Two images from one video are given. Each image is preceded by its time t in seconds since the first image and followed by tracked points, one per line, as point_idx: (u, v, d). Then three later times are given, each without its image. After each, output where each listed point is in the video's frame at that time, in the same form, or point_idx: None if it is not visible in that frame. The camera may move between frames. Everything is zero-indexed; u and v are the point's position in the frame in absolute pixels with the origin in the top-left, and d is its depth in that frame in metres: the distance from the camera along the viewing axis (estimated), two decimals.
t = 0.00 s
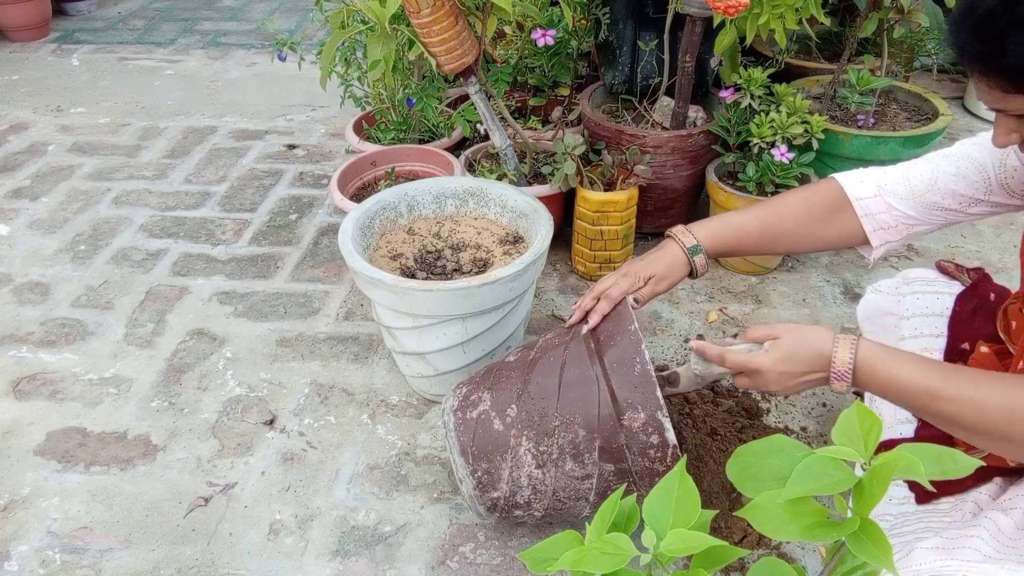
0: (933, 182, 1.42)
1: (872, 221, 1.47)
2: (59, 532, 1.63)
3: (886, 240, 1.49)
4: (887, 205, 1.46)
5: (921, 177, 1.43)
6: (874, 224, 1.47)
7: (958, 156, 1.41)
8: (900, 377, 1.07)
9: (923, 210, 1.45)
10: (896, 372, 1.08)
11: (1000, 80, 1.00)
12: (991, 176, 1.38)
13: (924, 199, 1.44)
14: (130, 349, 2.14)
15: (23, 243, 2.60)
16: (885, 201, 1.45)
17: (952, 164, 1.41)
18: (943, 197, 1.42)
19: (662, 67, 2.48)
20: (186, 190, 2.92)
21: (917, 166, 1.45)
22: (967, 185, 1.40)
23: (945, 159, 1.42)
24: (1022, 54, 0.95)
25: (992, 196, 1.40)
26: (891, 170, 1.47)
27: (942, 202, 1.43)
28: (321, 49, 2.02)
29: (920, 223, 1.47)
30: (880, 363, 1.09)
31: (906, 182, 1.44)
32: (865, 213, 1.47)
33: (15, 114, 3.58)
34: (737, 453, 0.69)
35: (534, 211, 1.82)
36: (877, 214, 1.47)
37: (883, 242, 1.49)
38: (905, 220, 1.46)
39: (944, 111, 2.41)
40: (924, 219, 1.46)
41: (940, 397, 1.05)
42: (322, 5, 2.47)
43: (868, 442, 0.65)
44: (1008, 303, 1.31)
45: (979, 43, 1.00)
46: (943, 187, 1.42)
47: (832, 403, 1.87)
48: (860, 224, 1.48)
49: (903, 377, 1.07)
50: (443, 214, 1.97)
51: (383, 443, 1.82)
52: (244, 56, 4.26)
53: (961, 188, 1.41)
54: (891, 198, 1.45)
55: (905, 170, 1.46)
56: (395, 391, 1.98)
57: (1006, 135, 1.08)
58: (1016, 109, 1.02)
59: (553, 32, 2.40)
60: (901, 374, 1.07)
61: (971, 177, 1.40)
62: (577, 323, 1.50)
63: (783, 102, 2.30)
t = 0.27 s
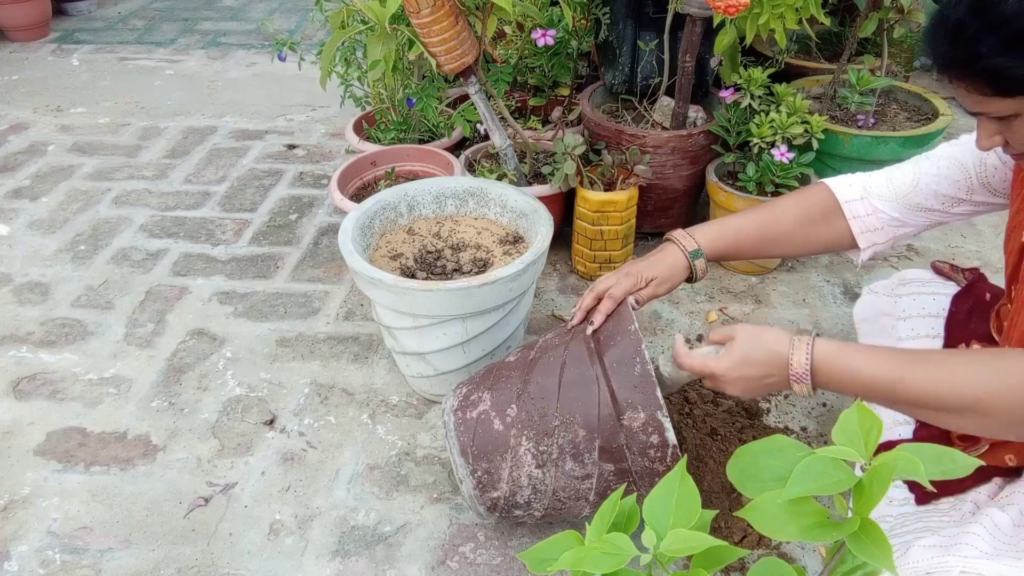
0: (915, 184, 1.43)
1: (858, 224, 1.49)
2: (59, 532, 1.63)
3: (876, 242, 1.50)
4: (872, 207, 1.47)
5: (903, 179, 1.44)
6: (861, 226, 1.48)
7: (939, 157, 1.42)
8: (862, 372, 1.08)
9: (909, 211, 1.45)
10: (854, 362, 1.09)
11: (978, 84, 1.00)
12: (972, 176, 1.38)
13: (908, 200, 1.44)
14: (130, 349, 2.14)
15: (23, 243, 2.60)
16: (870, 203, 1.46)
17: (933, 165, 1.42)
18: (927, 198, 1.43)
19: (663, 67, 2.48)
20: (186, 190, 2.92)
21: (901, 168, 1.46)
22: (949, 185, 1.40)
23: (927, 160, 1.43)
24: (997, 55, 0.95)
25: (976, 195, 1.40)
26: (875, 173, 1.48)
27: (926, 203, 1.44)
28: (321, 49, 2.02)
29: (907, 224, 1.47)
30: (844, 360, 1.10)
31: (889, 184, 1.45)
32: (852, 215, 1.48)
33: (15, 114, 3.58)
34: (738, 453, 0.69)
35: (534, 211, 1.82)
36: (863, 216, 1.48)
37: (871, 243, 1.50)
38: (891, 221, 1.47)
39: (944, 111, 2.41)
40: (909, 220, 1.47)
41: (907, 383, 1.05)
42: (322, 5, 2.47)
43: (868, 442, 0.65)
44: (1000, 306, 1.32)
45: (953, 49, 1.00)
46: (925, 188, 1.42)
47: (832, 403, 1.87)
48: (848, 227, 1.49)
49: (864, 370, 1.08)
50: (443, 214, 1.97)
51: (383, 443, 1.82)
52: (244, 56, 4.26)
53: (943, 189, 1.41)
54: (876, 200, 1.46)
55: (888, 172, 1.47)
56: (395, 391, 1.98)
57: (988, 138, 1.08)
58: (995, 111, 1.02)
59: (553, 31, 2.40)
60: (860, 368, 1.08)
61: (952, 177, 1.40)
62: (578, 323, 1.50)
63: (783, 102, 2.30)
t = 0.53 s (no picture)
0: (931, 187, 1.43)
1: (870, 224, 1.48)
2: (59, 532, 1.63)
3: (883, 244, 1.50)
4: (887, 208, 1.46)
5: (919, 181, 1.44)
6: (873, 227, 1.48)
7: (956, 161, 1.42)
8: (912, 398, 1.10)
9: (923, 214, 1.45)
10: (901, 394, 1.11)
11: (999, 76, 0.99)
12: (990, 179, 1.38)
13: (924, 202, 1.44)
14: (130, 349, 2.14)
15: (23, 243, 2.60)
16: (884, 205, 1.46)
17: (950, 168, 1.42)
18: (943, 201, 1.43)
19: (662, 67, 2.48)
20: (186, 190, 2.92)
21: (915, 170, 1.46)
22: (965, 189, 1.41)
23: (943, 162, 1.44)
24: (1021, 47, 0.95)
25: (992, 200, 1.41)
26: (890, 174, 1.47)
27: (941, 205, 1.44)
28: (321, 49, 2.02)
29: (920, 227, 1.47)
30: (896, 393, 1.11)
31: (905, 185, 1.45)
32: (864, 216, 1.47)
33: (15, 114, 3.58)
34: (738, 454, 0.69)
35: (534, 211, 1.82)
36: (876, 217, 1.47)
37: (882, 244, 1.50)
38: (904, 224, 1.46)
39: (944, 111, 2.41)
40: (922, 223, 1.47)
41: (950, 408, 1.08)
42: (322, 5, 2.47)
43: (868, 443, 0.65)
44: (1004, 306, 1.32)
45: (974, 42, 1.00)
46: (942, 191, 1.42)
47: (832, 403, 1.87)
48: (856, 226, 1.48)
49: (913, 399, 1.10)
50: (443, 214, 1.97)
51: (383, 443, 1.82)
52: (244, 56, 4.26)
53: (960, 192, 1.41)
54: (891, 201, 1.45)
55: (903, 174, 1.46)
56: (395, 391, 1.98)
57: (1008, 134, 1.07)
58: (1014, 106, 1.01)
59: (552, 31, 2.40)
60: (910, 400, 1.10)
61: (970, 181, 1.40)
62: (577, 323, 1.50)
63: (783, 102, 2.30)
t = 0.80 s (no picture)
0: (934, 189, 1.44)
1: (873, 226, 1.47)
2: (59, 532, 1.63)
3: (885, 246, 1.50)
4: (889, 210, 1.46)
5: (922, 184, 1.45)
6: (876, 228, 1.47)
7: (958, 164, 1.43)
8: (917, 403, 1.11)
9: (926, 216, 1.46)
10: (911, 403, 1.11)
11: (1010, 71, 0.99)
12: (991, 180, 1.40)
13: (927, 204, 1.45)
14: (130, 349, 2.14)
15: (23, 244, 2.60)
16: (888, 207, 1.46)
17: (953, 170, 1.43)
18: (945, 202, 1.44)
19: (662, 67, 2.48)
20: (186, 190, 2.92)
21: (917, 172, 1.47)
22: (967, 190, 1.42)
23: (946, 164, 1.45)
24: None
25: (992, 200, 1.42)
26: (892, 177, 1.48)
27: (944, 207, 1.45)
28: (321, 49, 2.02)
29: (923, 229, 1.48)
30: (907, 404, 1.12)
31: (908, 188, 1.45)
32: (868, 218, 1.47)
33: (16, 114, 3.58)
34: (738, 455, 0.69)
35: (534, 211, 1.82)
36: (879, 219, 1.47)
37: (886, 246, 1.49)
38: (908, 226, 1.47)
39: (944, 111, 2.41)
40: (924, 224, 1.47)
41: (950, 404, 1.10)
42: (322, 5, 2.47)
43: (868, 443, 0.65)
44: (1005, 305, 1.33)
45: (986, 38, 0.99)
46: (945, 193, 1.43)
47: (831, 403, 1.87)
48: (857, 228, 1.48)
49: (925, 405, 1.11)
50: (443, 214, 1.97)
51: (383, 443, 1.82)
52: (244, 56, 4.26)
53: (962, 194, 1.43)
54: (894, 203, 1.46)
55: (905, 176, 1.47)
56: (395, 391, 1.98)
57: (1016, 130, 1.07)
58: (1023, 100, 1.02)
59: (552, 32, 2.40)
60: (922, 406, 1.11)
61: (972, 183, 1.42)
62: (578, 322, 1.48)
63: (783, 102, 2.30)
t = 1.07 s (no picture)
0: (917, 240, 1.34)
1: (871, 290, 1.37)
2: (59, 532, 1.63)
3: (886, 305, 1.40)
4: (880, 271, 1.35)
5: (904, 238, 1.35)
6: (877, 292, 1.37)
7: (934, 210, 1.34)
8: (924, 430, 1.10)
9: (920, 269, 1.35)
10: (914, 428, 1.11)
11: (996, 68, 0.94)
12: (971, 219, 1.31)
13: (916, 258, 1.34)
14: (130, 349, 2.14)
15: (23, 244, 2.60)
16: (878, 268, 1.35)
17: (932, 218, 1.34)
18: (934, 251, 1.34)
19: (662, 67, 2.48)
20: (186, 190, 2.92)
21: (897, 228, 1.37)
22: (951, 235, 1.32)
23: (923, 215, 1.35)
24: None
25: (980, 238, 1.32)
26: (873, 237, 1.38)
27: (935, 257, 1.34)
28: (321, 49, 2.01)
29: (921, 283, 1.37)
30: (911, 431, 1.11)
31: (892, 246, 1.35)
32: (861, 284, 1.37)
33: (15, 114, 3.58)
34: (738, 455, 0.69)
35: (534, 211, 1.82)
36: (873, 283, 1.36)
37: (888, 306, 1.39)
38: (906, 283, 1.36)
39: (944, 112, 2.41)
40: (921, 278, 1.36)
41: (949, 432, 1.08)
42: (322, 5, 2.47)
43: (868, 444, 0.65)
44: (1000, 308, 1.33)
45: (981, 28, 0.93)
46: (929, 242, 1.33)
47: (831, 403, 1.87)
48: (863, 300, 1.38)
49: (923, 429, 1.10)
50: (443, 214, 1.97)
51: (383, 443, 1.82)
52: (244, 56, 4.26)
53: (948, 239, 1.33)
54: (882, 263, 1.35)
55: (886, 235, 1.37)
56: (395, 391, 1.98)
57: (992, 131, 1.02)
58: (1001, 100, 0.97)
59: (552, 31, 2.39)
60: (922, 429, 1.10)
61: (955, 226, 1.32)
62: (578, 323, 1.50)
63: (783, 102, 2.30)
